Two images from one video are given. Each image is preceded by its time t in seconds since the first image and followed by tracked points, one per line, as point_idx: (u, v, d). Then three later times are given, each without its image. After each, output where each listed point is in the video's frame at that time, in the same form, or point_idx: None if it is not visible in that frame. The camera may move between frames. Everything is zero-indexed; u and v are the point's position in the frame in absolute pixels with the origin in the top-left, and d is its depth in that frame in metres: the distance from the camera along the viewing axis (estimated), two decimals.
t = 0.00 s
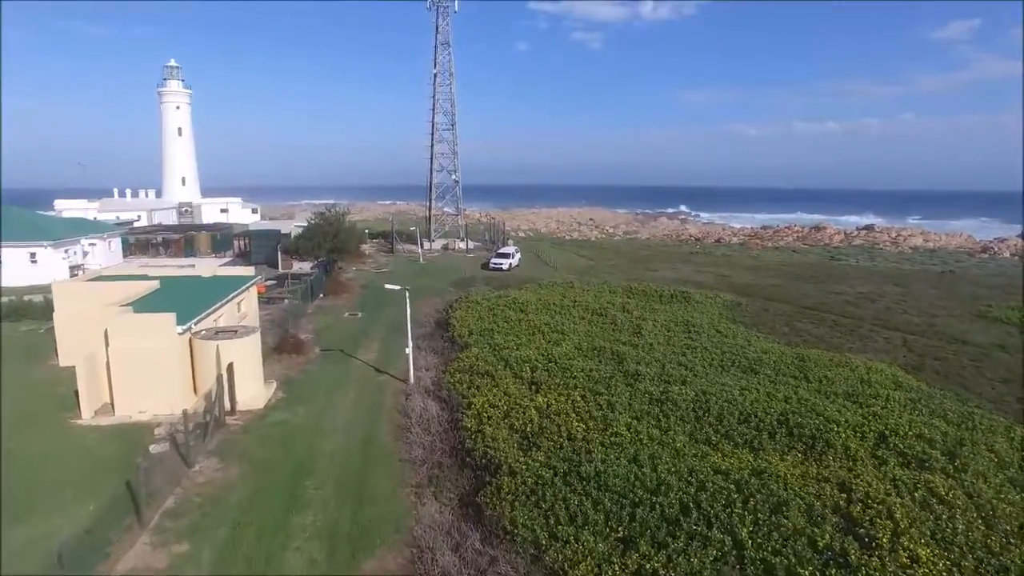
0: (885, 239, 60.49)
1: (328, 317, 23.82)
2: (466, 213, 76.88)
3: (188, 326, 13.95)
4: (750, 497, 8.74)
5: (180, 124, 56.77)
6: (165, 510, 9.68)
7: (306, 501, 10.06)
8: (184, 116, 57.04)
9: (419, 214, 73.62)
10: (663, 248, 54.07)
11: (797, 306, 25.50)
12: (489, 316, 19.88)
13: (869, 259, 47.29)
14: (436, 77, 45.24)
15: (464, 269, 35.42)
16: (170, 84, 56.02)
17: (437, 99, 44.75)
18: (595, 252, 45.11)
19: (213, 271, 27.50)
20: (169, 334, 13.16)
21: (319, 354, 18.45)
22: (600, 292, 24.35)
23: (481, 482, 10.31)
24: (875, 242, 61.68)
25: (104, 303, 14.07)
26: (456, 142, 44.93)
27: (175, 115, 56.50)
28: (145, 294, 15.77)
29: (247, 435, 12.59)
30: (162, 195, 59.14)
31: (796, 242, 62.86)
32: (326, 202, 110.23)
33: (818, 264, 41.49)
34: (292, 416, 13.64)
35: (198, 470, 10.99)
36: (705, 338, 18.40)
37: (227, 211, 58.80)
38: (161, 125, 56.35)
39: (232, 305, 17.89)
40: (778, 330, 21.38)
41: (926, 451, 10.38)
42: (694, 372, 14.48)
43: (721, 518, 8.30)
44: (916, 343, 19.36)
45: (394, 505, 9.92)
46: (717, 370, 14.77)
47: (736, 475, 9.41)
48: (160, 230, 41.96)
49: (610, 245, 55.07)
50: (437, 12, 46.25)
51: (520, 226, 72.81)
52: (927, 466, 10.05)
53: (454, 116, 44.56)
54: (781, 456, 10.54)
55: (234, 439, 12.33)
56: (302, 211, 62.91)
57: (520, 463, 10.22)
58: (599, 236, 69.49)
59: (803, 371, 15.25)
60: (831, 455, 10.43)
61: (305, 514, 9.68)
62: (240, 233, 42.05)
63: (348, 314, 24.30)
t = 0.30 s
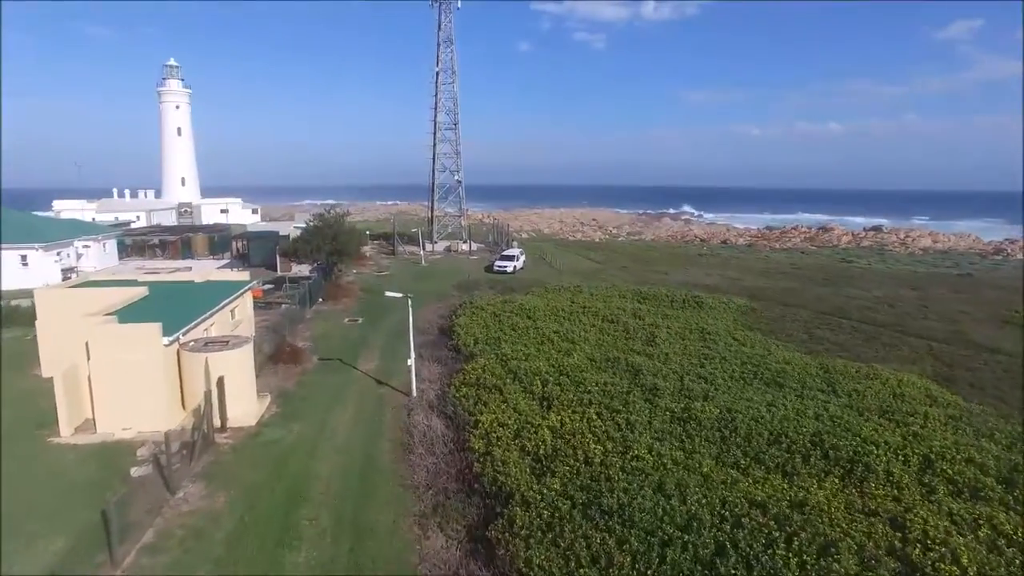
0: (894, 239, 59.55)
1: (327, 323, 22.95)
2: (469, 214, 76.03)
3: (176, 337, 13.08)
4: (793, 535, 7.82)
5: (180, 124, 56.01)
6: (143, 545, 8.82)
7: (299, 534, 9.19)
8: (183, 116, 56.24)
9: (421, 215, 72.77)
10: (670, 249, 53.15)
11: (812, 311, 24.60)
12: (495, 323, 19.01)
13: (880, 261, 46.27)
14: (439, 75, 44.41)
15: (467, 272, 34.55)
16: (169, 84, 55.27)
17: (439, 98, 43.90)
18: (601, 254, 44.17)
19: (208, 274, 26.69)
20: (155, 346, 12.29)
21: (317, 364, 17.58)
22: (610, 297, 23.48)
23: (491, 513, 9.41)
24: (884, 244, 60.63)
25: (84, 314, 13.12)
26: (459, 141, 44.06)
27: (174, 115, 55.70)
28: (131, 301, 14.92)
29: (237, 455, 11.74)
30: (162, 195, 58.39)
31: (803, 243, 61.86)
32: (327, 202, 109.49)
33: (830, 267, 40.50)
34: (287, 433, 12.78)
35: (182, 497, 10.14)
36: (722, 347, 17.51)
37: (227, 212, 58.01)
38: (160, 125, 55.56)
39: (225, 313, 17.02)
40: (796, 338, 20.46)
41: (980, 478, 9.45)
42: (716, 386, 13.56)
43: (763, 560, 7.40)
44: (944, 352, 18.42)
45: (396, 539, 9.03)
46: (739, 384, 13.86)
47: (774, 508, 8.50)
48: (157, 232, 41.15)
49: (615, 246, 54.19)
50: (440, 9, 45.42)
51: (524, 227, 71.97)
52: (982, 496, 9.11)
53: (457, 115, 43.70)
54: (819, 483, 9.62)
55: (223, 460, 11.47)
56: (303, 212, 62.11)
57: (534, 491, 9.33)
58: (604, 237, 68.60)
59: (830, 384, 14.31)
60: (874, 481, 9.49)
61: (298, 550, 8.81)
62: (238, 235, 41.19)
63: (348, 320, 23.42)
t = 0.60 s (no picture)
0: (903, 240, 58.64)
1: (326, 329, 22.13)
2: (472, 215, 75.19)
3: (162, 349, 12.20)
4: None
5: (179, 123, 55.27)
6: None
7: (290, 570, 8.37)
8: (182, 115, 55.51)
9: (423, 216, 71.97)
10: (675, 251, 52.26)
11: (828, 317, 23.76)
12: (501, 330, 18.17)
13: (891, 263, 45.34)
14: (440, 74, 43.61)
15: (470, 274, 33.73)
16: (168, 83, 54.52)
17: (442, 96, 43.08)
18: (606, 255, 43.34)
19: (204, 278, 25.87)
20: (138, 360, 11.39)
21: (314, 374, 16.75)
22: (620, 302, 22.64)
23: (503, 548, 8.57)
24: (892, 244, 59.70)
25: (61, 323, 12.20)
26: (461, 141, 43.24)
27: (173, 114, 54.96)
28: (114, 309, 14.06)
29: (225, 476, 10.89)
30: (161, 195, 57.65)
31: (811, 244, 60.91)
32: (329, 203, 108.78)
33: (841, 269, 39.58)
34: (279, 452, 11.94)
35: (164, 526, 9.30)
36: (740, 357, 16.64)
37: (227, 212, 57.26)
38: (159, 124, 54.83)
39: (216, 320, 16.15)
40: (815, 345, 19.58)
41: None
42: (739, 402, 12.68)
43: None
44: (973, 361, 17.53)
45: None
46: (764, 399, 12.98)
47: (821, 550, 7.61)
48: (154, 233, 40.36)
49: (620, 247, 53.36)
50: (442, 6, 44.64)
51: (527, 228, 71.15)
52: None
53: (459, 114, 42.89)
54: (864, 514, 8.71)
55: (211, 482, 10.67)
56: (304, 212, 61.37)
57: (549, 524, 8.47)
58: (609, 238, 67.75)
59: (861, 397, 13.41)
60: (924, 512, 8.59)
61: None
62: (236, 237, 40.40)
63: (347, 325, 22.61)
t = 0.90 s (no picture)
0: (912, 240, 57.71)
1: (324, 335, 21.27)
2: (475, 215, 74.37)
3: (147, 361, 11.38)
4: None
5: (179, 122, 54.52)
6: None
7: None
8: (182, 114, 54.79)
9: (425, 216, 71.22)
10: (680, 252, 51.46)
11: (845, 322, 22.87)
12: (507, 338, 17.34)
13: (901, 264, 44.52)
14: (443, 71, 42.83)
15: (473, 277, 32.87)
16: (167, 82, 53.80)
17: (444, 95, 42.24)
18: (611, 257, 42.53)
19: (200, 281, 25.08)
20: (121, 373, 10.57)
21: (311, 385, 15.95)
22: (629, 307, 21.81)
23: None
24: (900, 245, 58.85)
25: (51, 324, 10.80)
26: (464, 140, 42.44)
27: (173, 113, 54.24)
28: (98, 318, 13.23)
29: (214, 501, 10.06)
30: (160, 195, 56.86)
31: (817, 246, 60.08)
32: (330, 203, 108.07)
33: (851, 271, 38.74)
34: (273, 473, 11.12)
35: (145, 560, 8.47)
36: (759, 367, 15.82)
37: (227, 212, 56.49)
38: (159, 124, 54.12)
39: (208, 328, 15.35)
40: (834, 353, 18.76)
41: None
42: (764, 419, 11.85)
43: None
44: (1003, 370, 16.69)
45: None
46: (790, 415, 12.15)
47: None
48: (150, 234, 39.56)
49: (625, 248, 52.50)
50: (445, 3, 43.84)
51: (531, 228, 70.34)
52: None
53: (461, 112, 42.08)
54: (916, 550, 7.87)
55: (198, 507, 9.83)
56: (305, 213, 60.59)
57: (568, 563, 7.66)
58: (613, 238, 66.93)
59: (893, 411, 12.56)
60: (982, 549, 7.75)
61: None
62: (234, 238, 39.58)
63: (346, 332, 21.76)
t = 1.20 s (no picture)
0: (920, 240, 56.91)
1: (322, 342, 20.50)
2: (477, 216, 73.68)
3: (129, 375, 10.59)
4: None
5: (178, 122, 53.83)
6: None
7: None
8: (182, 113, 54.12)
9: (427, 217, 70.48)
10: (686, 253, 50.71)
11: (862, 328, 22.08)
12: (513, 346, 16.58)
13: (911, 265, 43.74)
14: (445, 69, 42.08)
15: (476, 280, 32.11)
16: (167, 81, 53.10)
17: (446, 93, 41.51)
18: (617, 258, 41.76)
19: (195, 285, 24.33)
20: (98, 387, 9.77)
21: (307, 396, 15.19)
22: (638, 312, 21.12)
23: None
24: (908, 245, 58.03)
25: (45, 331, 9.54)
26: (467, 139, 41.68)
27: (173, 112, 53.56)
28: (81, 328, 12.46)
29: (199, 530, 9.26)
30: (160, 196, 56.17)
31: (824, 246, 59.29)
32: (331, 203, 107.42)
33: (861, 273, 37.96)
34: (264, 497, 10.33)
35: None
36: (779, 378, 15.02)
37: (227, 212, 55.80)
38: (158, 124, 53.42)
39: (198, 337, 14.58)
40: (855, 361, 17.95)
41: None
42: (791, 437, 11.04)
43: None
44: None
45: None
46: (818, 431, 11.35)
47: None
48: (147, 235, 38.81)
49: (630, 249, 51.71)
50: None
51: (533, 229, 69.58)
52: None
53: (464, 111, 41.30)
54: None
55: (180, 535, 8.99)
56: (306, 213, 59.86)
57: None
58: (617, 239, 66.20)
59: (929, 428, 11.73)
60: None
61: None
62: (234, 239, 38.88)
63: (345, 338, 21.02)
